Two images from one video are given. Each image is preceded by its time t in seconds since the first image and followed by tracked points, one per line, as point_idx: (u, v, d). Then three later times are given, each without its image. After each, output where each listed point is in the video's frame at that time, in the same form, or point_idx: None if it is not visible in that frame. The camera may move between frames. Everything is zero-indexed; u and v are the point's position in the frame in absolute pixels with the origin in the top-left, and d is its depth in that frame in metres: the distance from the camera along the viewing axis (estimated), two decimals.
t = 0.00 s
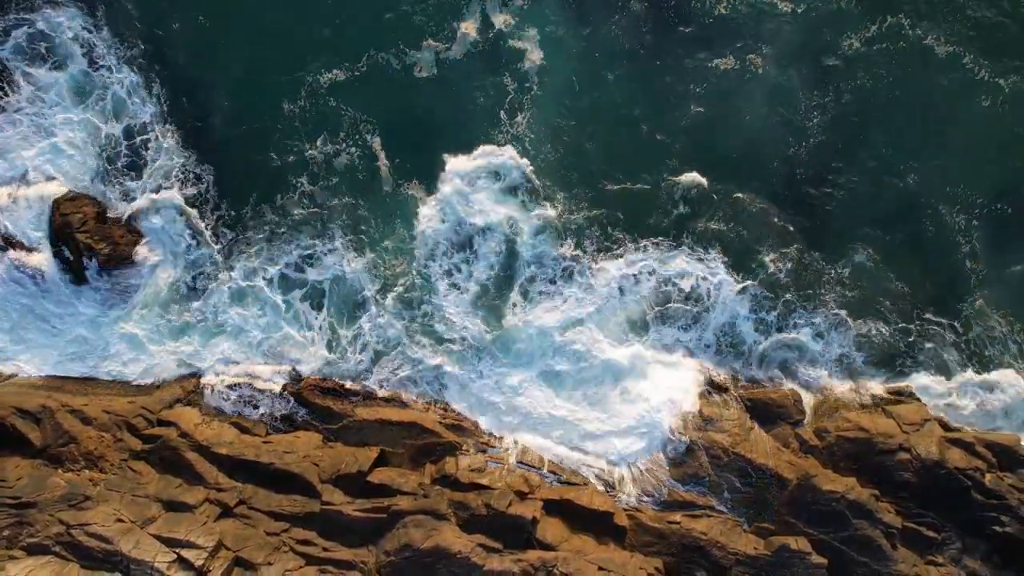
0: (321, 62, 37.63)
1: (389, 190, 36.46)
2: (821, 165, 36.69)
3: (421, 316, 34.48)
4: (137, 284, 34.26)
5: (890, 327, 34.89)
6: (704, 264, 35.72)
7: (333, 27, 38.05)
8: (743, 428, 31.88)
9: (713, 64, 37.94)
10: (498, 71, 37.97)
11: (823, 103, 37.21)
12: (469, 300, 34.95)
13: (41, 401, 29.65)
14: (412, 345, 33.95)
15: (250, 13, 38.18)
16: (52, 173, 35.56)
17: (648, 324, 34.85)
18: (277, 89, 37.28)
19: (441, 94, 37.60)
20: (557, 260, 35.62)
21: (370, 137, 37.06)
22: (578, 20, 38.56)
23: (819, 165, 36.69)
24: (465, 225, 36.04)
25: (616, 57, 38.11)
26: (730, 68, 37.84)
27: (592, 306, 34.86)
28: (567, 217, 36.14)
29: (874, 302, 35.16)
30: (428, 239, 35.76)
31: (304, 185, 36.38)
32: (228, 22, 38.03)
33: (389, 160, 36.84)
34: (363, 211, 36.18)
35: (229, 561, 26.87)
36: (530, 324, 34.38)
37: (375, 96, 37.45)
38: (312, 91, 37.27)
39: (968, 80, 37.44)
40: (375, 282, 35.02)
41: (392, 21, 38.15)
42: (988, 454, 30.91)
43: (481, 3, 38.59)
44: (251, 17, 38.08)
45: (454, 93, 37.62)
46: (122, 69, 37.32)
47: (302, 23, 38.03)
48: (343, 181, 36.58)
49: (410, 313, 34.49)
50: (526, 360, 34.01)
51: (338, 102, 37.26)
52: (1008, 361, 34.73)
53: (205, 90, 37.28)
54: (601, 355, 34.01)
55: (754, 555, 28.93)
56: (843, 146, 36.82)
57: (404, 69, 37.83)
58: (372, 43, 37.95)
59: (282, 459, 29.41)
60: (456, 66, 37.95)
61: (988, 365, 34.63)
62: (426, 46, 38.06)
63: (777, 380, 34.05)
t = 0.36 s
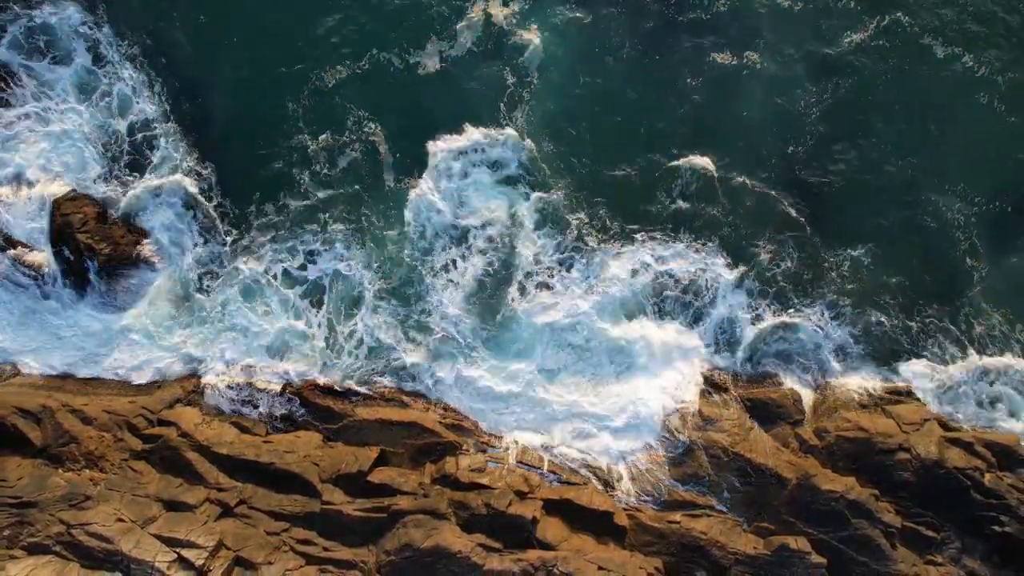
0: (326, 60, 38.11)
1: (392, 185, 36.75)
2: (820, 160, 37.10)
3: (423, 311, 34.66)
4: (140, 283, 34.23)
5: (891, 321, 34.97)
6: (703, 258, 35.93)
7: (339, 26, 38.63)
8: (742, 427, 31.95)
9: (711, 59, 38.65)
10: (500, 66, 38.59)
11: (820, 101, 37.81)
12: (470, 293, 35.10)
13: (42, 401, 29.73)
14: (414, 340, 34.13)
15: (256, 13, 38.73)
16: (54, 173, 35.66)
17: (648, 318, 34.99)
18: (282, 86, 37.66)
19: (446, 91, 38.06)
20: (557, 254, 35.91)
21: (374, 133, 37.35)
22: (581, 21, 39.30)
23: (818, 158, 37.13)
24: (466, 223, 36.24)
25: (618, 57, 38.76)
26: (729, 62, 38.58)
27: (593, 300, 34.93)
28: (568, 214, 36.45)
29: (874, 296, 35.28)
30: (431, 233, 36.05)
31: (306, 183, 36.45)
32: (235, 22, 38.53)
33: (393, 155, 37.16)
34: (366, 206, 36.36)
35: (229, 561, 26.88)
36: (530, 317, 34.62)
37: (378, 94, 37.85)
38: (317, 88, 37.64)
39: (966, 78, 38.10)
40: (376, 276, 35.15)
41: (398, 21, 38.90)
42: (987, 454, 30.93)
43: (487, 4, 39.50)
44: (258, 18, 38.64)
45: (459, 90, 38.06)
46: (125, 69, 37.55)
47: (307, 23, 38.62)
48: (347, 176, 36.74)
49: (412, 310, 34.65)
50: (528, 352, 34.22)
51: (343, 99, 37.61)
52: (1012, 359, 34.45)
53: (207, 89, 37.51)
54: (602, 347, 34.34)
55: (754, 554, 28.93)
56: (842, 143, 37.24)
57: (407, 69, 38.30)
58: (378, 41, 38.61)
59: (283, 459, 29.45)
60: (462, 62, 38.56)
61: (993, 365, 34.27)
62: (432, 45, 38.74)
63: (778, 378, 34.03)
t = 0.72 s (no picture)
0: (328, 60, 38.19)
1: (393, 181, 36.78)
2: (822, 156, 37.24)
3: (425, 308, 34.74)
4: (142, 282, 34.26)
5: (889, 317, 35.08)
6: (703, 255, 36.00)
7: (340, 25, 38.70)
8: (742, 427, 32.00)
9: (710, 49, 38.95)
10: (501, 62, 38.69)
11: (820, 99, 37.96)
12: (472, 290, 35.24)
13: (42, 400, 29.79)
14: (415, 335, 34.22)
15: (257, 12, 38.80)
16: (54, 172, 35.67)
17: (649, 318, 34.94)
18: (283, 85, 37.67)
19: (448, 89, 38.13)
20: (558, 251, 36.00)
21: (375, 130, 37.38)
22: (581, 20, 39.50)
23: (822, 153, 37.25)
24: (467, 220, 36.41)
25: (619, 56, 38.93)
26: (726, 54, 38.83)
27: (592, 298, 35.13)
28: (568, 213, 36.52)
29: (874, 289, 35.41)
30: (432, 229, 36.22)
31: (308, 180, 36.50)
32: (235, 24, 38.50)
33: (394, 153, 37.20)
34: (368, 202, 36.39)
35: (230, 560, 26.89)
36: (531, 316, 34.85)
37: (380, 91, 37.90)
38: (318, 88, 37.71)
39: (965, 77, 38.21)
40: (376, 275, 35.26)
41: (400, 21, 38.99)
42: (986, 453, 30.97)
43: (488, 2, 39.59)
44: (258, 20, 38.59)
45: (462, 88, 38.15)
46: (126, 69, 37.57)
47: (309, 22, 38.69)
48: (348, 173, 36.76)
49: (413, 308, 34.74)
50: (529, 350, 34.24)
51: (345, 97, 37.68)
52: (1011, 359, 34.55)
53: (209, 88, 37.52)
54: (602, 347, 34.48)
55: (754, 554, 28.94)
56: (842, 142, 37.36)
57: (409, 67, 38.38)
58: (378, 41, 38.62)
59: (283, 459, 29.48)
60: (465, 60, 38.55)
61: (990, 364, 34.49)
62: (434, 43, 38.80)
63: (778, 377, 34.10)
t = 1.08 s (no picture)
0: (329, 60, 38.26)
1: (394, 178, 36.77)
2: (821, 152, 37.35)
3: (426, 305, 34.79)
4: (142, 281, 34.28)
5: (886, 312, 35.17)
6: (704, 249, 36.13)
7: (341, 25, 38.82)
8: (742, 427, 32.03)
9: (712, 46, 39.29)
10: (503, 59, 38.84)
11: (820, 98, 38.15)
12: (473, 287, 35.33)
13: (42, 400, 29.90)
14: (416, 334, 34.30)
15: (259, 11, 38.87)
16: (55, 172, 35.65)
17: (649, 318, 35.10)
18: (284, 84, 37.74)
19: (449, 87, 38.25)
20: (559, 249, 36.08)
21: (376, 128, 37.45)
22: (582, 21, 39.86)
23: (821, 150, 37.36)
24: (469, 216, 36.52)
25: (620, 54, 39.08)
26: (728, 52, 39.13)
27: (591, 293, 35.33)
28: (569, 212, 36.58)
29: (874, 279, 35.49)
30: (433, 224, 36.27)
31: (309, 177, 36.59)
32: (237, 23, 38.59)
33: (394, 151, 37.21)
34: (368, 195, 36.44)
35: (231, 560, 26.43)
36: (533, 314, 35.02)
37: (381, 88, 37.96)
38: (318, 88, 37.79)
39: (964, 77, 38.40)
40: (376, 274, 35.27)
41: (401, 21, 39.09)
42: (985, 453, 31.13)
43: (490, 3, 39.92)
44: (259, 21, 38.66)
45: (463, 85, 38.25)
46: (127, 68, 37.53)
47: (311, 22, 38.78)
48: (349, 171, 36.81)
49: (413, 306, 34.74)
50: (529, 348, 34.25)
51: (347, 95, 37.76)
52: (1009, 358, 34.69)
53: (212, 87, 37.52)
54: (603, 346, 34.48)
55: (754, 554, 28.62)
56: (842, 139, 37.45)
57: (410, 65, 38.47)
58: (380, 40, 38.70)
59: (284, 459, 29.51)
60: (466, 58, 38.71)
61: (989, 364, 34.63)
62: (435, 43, 38.93)
63: (778, 376, 34.17)
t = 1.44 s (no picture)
0: (330, 59, 38.29)
1: (394, 176, 36.86)
2: (821, 150, 37.39)
3: (427, 301, 34.99)
4: (143, 281, 34.33)
5: (885, 309, 35.24)
6: (704, 249, 36.23)
7: (342, 24, 38.84)
8: (742, 426, 32.08)
9: (714, 44, 39.30)
10: (504, 56, 38.91)
11: (821, 95, 38.24)
12: (472, 284, 35.49)
13: (43, 400, 29.86)
14: (416, 332, 34.32)
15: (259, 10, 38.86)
16: (55, 173, 35.68)
17: (648, 318, 35.15)
18: (284, 82, 37.77)
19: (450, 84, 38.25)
20: (558, 248, 36.23)
21: (376, 125, 37.54)
22: (583, 19, 39.89)
23: (820, 147, 37.44)
24: (468, 213, 36.56)
25: (621, 52, 39.14)
26: (730, 50, 39.15)
27: (591, 291, 35.48)
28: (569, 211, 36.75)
29: (874, 276, 35.55)
30: (433, 220, 36.33)
31: (309, 175, 36.65)
32: (237, 23, 38.60)
33: (394, 149, 37.22)
34: (368, 194, 36.51)
35: (231, 560, 26.44)
36: (532, 312, 35.06)
37: (381, 85, 38.01)
38: (318, 87, 37.79)
39: (964, 74, 38.41)
40: (377, 272, 35.29)
41: (402, 20, 39.21)
42: (984, 453, 31.14)
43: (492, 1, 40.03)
44: (260, 20, 38.66)
45: (463, 82, 38.31)
46: (127, 69, 37.57)
47: (311, 21, 38.79)
48: (348, 168, 36.84)
49: (413, 303, 34.87)
50: (529, 347, 34.29)
51: (346, 92, 37.75)
52: (1009, 359, 34.71)
53: (211, 87, 37.58)
54: (602, 345, 34.53)
55: (754, 554, 28.66)
56: (841, 136, 37.53)
57: (410, 63, 38.49)
58: (380, 39, 38.80)
59: (285, 458, 29.52)
60: (466, 56, 38.73)
61: (989, 364, 34.64)
62: (435, 42, 39.05)
63: (778, 376, 34.18)
